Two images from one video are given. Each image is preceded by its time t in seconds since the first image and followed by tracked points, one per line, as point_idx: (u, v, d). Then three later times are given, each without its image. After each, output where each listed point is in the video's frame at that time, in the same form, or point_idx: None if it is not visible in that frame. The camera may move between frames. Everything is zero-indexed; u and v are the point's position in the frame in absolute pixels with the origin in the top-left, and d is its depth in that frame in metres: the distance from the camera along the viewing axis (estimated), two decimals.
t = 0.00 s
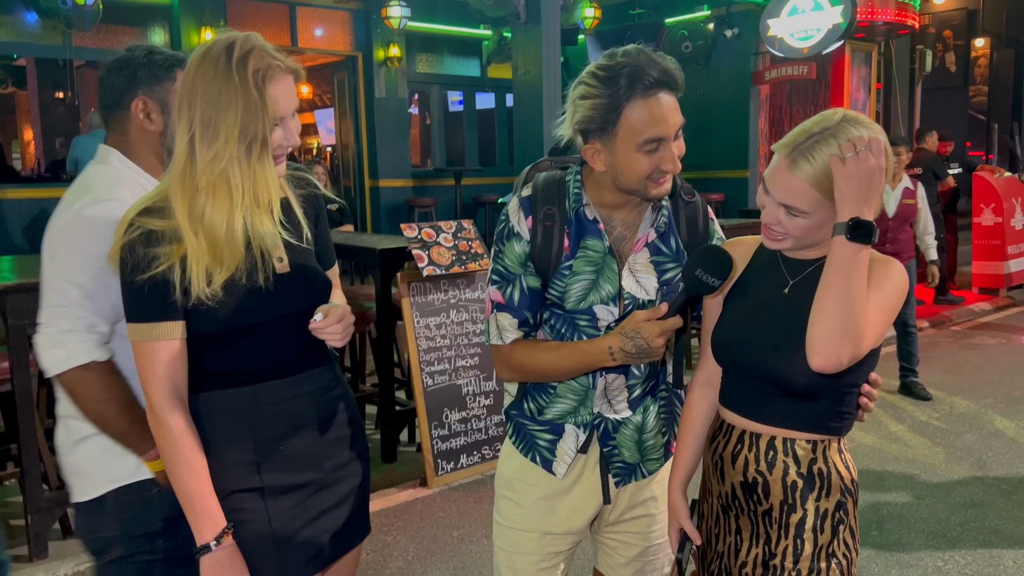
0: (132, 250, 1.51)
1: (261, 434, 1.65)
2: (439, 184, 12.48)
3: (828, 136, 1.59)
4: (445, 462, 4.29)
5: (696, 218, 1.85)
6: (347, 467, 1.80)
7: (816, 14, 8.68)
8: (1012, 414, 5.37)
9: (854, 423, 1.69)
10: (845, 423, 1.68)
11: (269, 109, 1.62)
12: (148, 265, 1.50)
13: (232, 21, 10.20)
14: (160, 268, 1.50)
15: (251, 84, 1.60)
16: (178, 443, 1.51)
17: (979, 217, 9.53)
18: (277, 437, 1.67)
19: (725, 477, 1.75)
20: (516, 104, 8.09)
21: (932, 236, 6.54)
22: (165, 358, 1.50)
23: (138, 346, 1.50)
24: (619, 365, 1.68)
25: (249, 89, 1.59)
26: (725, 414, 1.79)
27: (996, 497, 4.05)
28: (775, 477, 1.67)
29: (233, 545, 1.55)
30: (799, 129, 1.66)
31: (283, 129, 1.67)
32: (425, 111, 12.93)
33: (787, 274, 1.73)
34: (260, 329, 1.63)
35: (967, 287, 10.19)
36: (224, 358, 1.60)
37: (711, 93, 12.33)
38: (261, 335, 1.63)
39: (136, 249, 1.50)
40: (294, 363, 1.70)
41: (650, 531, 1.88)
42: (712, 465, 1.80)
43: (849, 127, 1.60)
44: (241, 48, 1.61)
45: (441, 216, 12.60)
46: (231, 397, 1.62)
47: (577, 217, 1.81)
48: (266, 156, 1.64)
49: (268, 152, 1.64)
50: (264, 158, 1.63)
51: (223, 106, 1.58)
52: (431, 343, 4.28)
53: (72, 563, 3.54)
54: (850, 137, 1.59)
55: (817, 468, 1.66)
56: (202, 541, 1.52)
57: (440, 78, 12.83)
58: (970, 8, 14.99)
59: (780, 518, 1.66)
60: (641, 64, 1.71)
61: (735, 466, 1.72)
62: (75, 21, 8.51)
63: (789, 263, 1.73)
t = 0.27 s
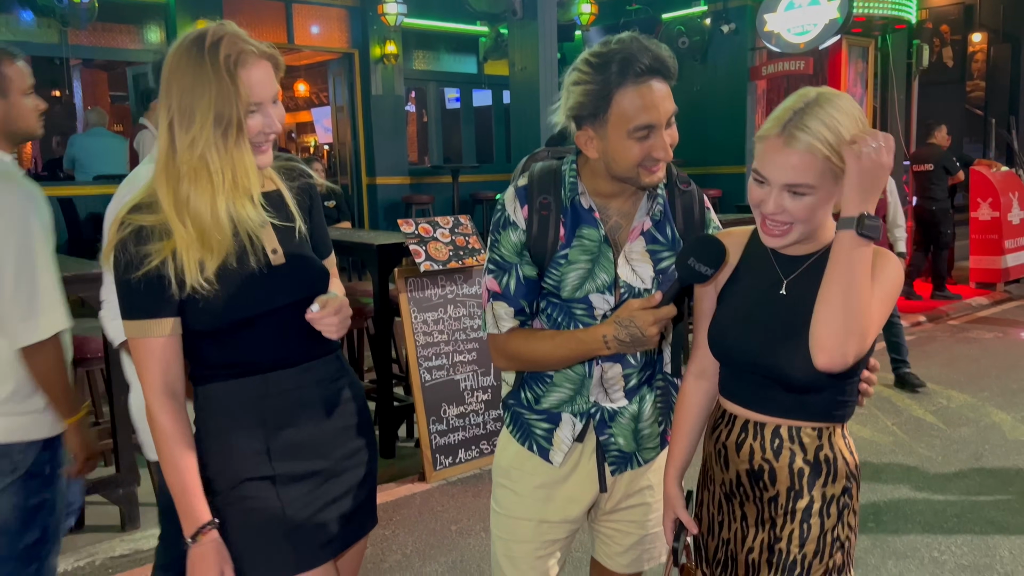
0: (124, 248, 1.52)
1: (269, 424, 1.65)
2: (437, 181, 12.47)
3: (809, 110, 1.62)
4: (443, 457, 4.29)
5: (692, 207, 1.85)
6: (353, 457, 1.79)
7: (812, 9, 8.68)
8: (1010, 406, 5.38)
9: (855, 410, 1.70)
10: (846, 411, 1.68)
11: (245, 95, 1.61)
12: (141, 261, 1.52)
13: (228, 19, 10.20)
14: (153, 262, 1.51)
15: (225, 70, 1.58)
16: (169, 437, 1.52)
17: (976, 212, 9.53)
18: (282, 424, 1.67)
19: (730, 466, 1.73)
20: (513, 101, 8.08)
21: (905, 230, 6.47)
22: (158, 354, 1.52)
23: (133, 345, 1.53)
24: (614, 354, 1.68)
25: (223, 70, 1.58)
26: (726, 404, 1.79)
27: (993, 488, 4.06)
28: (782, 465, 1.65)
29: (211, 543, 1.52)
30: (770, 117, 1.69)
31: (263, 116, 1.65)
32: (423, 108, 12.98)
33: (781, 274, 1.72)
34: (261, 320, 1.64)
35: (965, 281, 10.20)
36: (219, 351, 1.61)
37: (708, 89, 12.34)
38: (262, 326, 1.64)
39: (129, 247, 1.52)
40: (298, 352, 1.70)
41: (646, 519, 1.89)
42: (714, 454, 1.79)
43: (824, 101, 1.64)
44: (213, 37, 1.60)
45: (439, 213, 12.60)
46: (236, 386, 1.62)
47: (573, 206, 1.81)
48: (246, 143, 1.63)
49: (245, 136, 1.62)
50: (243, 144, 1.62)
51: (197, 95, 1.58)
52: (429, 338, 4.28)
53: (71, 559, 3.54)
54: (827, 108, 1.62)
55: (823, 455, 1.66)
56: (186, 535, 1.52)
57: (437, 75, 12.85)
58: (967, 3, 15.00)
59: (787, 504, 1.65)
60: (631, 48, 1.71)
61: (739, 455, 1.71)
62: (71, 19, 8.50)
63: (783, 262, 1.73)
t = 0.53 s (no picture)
0: (120, 233, 1.54)
1: (275, 405, 1.65)
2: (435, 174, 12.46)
3: (756, 140, 1.48)
4: (443, 447, 4.30)
5: (687, 190, 1.85)
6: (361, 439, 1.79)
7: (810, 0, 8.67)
8: (1008, 395, 5.39)
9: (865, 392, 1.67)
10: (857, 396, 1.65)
11: (210, 80, 1.60)
12: (134, 244, 1.53)
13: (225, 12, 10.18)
14: (146, 244, 1.52)
15: (192, 55, 1.59)
16: (168, 420, 1.57)
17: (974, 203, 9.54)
18: (288, 404, 1.67)
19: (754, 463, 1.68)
20: (511, 93, 8.07)
21: (895, 217, 6.61)
22: (158, 339, 1.55)
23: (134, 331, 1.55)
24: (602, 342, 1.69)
25: (187, 54, 1.58)
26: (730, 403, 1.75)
27: (991, 476, 4.06)
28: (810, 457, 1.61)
29: (210, 521, 1.62)
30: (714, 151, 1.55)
31: (238, 103, 1.64)
32: (421, 101, 13.00)
33: (766, 296, 1.61)
34: (264, 301, 1.64)
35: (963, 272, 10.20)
36: (219, 336, 1.62)
37: (706, 82, 12.33)
38: (265, 307, 1.65)
39: (123, 232, 1.54)
40: (303, 334, 1.71)
41: (643, 503, 1.89)
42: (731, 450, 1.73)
43: (771, 124, 1.49)
44: (182, 23, 1.61)
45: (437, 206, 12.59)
46: (239, 369, 1.63)
47: (567, 190, 1.81)
48: (218, 128, 1.63)
49: (211, 122, 1.61)
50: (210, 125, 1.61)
51: (167, 80, 1.59)
52: (427, 329, 4.28)
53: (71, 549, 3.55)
54: (780, 132, 1.48)
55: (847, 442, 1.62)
56: (184, 514, 1.60)
57: (434, 68, 12.93)
58: None
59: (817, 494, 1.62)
60: (618, 26, 1.72)
61: (764, 453, 1.65)
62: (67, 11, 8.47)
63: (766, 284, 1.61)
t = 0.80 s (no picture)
0: (134, 216, 1.55)
1: (286, 390, 1.66)
2: (438, 172, 12.45)
3: (706, 248, 1.42)
4: (445, 442, 4.31)
5: (683, 177, 1.84)
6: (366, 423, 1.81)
7: None
8: (1011, 391, 5.38)
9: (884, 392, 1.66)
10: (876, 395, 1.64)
11: (214, 77, 1.61)
12: (147, 228, 1.54)
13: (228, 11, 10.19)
14: (157, 229, 1.52)
15: (198, 47, 1.59)
16: (187, 405, 1.57)
17: (977, 200, 9.53)
18: (298, 390, 1.68)
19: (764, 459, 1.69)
20: (514, 90, 8.07)
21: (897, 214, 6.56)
22: (171, 322, 1.55)
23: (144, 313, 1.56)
24: (574, 348, 1.72)
25: (193, 49, 1.59)
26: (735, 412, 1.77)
27: (994, 471, 4.06)
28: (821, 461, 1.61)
29: (226, 504, 1.63)
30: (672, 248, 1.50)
31: (242, 101, 1.65)
32: (423, 100, 12.91)
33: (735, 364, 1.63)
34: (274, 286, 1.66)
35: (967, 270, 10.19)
36: (230, 322, 1.63)
37: (709, 79, 12.32)
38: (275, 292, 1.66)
39: (137, 217, 1.55)
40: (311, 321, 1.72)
41: (643, 494, 1.88)
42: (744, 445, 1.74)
43: (725, 227, 1.43)
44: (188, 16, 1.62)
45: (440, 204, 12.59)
46: (248, 354, 1.64)
47: (562, 179, 1.81)
48: (223, 124, 1.64)
49: (214, 118, 1.62)
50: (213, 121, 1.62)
51: (173, 73, 1.60)
52: (430, 325, 4.28)
53: (76, 543, 3.56)
54: (731, 239, 1.41)
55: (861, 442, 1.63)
56: (199, 498, 1.61)
57: (437, 66, 12.91)
58: None
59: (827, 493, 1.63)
60: (602, 12, 1.74)
61: (774, 454, 1.66)
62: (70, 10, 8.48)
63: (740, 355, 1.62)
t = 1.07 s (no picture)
0: (154, 203, 1.54)
1: (301, 380, 1.68)
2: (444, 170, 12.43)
3: (699, 370, 1.55)
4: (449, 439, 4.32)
5: (683, 172, 1.83)
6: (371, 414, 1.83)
7: None
8: (1017, 390, 5.36)
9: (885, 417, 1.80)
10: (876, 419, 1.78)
11: (214, 68, 1.60)
12: (170, 216, 1.53)
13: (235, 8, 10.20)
14: (181, 218, 1.53)
15: (197, 41, 1.59)
16: (199, 398, 1.55)
17: (986, 199, 9.40)
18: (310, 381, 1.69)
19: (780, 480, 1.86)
20: (519, 88, 8.06)
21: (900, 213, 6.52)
22: (186, 314, 1.54)
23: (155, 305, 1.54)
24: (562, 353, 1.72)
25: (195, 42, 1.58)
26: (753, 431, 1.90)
27: (1000, 469, 4.05)
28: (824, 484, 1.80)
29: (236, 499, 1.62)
30: (668, 364, 1.63)
31: (242, 90, 1.64)
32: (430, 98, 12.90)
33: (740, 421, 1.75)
34: (286, 279, 1.67)
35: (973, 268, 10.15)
36: (240, 314, 1.63)
37: (716, 77, 12.28)
38: (286, 285, 1.68)
39: (158, 204, 1.54)
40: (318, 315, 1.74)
41: (648, 489, 1.87)
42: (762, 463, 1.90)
43: (715, 354, 1.54)
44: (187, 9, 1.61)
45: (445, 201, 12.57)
46: (261, 346, 1.65)
47: (559, 175, 1.81)
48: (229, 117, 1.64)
49: (224, 109, 1.62)
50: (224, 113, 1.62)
51: (176, 67, 1.59)
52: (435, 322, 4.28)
53: (82, 538, 3.57)
54: (719, 367, 1.53)
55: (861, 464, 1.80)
56: (206, 493, 1.60)
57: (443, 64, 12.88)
58: None
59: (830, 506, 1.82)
60: (593, 7, 1.75)
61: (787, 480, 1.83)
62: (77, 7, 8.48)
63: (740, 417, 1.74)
